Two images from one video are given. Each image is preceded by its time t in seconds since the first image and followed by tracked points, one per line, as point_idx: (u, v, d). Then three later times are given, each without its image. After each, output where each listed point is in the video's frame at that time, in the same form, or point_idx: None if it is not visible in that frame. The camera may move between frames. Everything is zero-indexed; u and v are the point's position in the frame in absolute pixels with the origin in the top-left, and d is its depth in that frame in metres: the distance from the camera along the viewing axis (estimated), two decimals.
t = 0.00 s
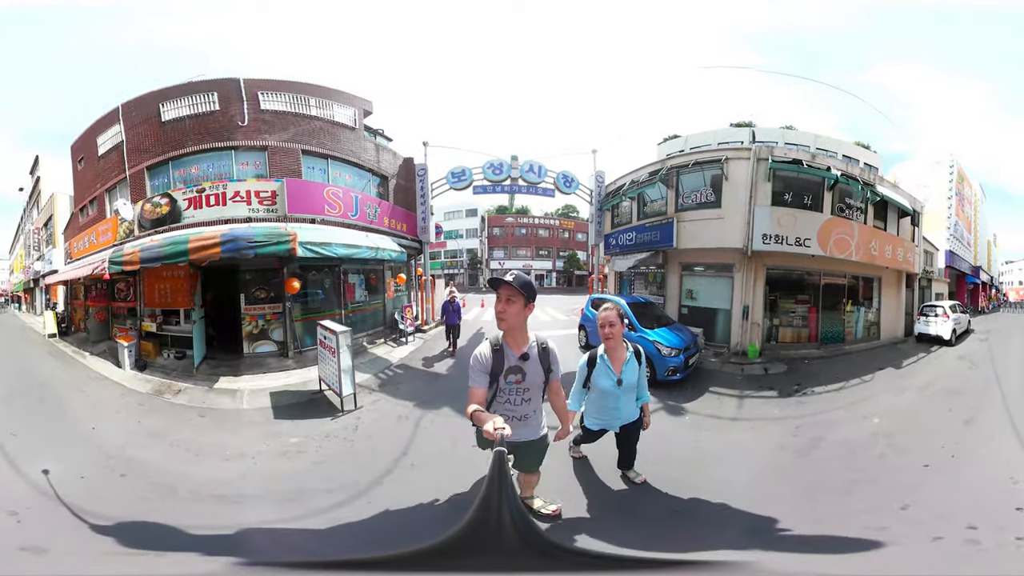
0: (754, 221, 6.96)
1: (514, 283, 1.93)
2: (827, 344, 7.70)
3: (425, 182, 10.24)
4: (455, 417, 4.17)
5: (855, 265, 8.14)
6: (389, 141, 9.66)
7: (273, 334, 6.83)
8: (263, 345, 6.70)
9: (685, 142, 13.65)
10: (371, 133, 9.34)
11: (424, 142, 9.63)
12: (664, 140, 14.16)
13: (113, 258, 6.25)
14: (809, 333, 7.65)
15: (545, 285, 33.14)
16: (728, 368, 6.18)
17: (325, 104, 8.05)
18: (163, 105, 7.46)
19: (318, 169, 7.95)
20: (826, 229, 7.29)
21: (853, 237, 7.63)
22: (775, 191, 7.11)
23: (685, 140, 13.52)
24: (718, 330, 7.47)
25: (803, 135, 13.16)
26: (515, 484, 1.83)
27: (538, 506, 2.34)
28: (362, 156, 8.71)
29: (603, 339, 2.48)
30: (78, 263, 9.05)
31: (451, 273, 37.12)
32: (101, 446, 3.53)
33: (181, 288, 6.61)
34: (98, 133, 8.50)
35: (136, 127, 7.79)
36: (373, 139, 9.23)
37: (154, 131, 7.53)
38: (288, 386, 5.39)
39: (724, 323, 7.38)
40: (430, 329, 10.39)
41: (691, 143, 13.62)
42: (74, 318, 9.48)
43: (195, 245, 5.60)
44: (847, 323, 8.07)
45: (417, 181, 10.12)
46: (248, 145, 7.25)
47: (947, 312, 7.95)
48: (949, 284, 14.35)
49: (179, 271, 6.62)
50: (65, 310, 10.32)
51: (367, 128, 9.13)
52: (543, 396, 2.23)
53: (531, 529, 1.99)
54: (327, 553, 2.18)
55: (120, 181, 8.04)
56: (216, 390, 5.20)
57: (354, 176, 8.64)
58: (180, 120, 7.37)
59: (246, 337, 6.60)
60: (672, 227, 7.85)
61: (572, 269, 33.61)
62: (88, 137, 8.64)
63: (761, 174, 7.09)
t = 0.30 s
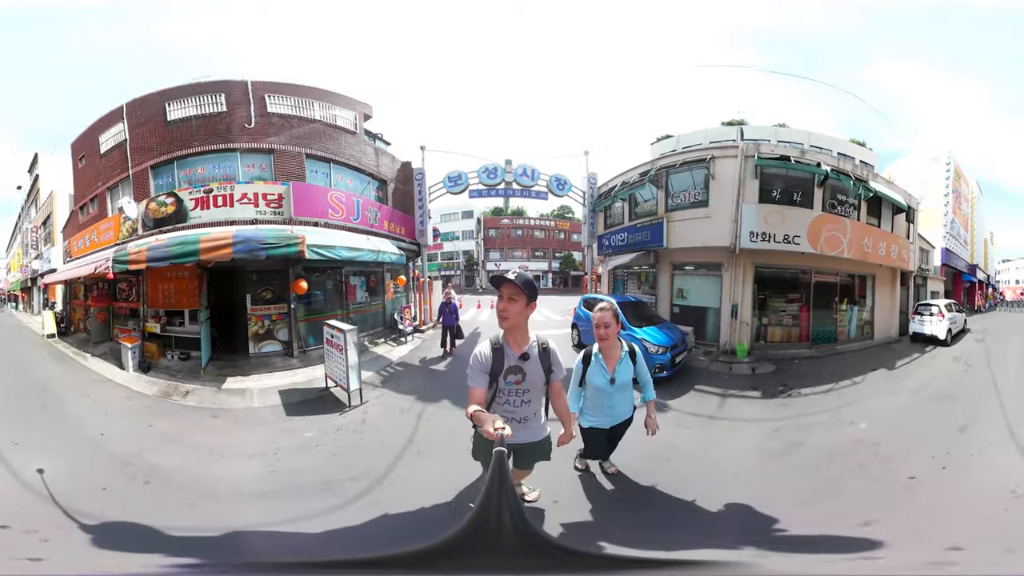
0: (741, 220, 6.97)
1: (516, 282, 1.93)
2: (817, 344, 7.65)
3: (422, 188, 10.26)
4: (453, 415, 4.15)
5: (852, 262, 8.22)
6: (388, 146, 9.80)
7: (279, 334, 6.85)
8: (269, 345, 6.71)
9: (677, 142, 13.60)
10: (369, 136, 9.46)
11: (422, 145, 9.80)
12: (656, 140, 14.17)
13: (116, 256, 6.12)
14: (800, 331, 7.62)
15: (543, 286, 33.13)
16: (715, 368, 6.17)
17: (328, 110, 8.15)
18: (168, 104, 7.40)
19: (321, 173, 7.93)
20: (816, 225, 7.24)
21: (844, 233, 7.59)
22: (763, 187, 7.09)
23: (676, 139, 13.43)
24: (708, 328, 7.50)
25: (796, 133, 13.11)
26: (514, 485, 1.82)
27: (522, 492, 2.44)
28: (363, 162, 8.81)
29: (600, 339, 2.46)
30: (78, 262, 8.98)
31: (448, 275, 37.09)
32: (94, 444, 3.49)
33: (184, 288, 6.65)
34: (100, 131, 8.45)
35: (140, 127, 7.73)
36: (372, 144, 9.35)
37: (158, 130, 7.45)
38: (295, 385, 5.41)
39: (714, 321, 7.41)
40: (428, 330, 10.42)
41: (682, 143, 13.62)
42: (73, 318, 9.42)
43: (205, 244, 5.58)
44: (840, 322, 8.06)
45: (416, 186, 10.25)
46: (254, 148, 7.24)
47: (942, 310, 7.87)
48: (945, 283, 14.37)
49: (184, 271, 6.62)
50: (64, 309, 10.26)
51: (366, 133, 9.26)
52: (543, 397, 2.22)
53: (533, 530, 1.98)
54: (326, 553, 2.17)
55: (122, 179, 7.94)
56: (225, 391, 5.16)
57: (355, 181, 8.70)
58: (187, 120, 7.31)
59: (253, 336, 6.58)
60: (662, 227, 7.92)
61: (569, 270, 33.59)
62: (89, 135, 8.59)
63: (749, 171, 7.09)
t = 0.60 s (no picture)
0: (730, 221, 6.99)
1: (517, 283, 1.93)
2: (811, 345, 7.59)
3: (423, 190, 10.42)
4: (452, 414, 4.14)
5: (849, 262, 8.22)
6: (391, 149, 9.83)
7: (284, 332, 6.93)
8: (274, 343, 6.77)
9: (671, 146, 13.54)
10: (375, 139, 9.49)
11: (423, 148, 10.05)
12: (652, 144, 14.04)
13: (122, 251, 5.96)
14: (792, 333, 7.58)
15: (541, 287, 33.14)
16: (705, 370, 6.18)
17: (334, 112, 8.17)
18: (176, 100, 7.29)
19: (326, 174, 8.02)
20: (807, 223, 7.18)
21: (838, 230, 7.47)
22: (753, 188, 7.09)
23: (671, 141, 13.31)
24: (700, 330, 7.62)
25: (790, 133, 13.05)
26: (514, 485, 1.82)
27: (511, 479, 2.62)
28: (366, 164, 8.84)
29: (596, 343, 2.45)
30: (77, 259, 8.92)
31: (447, 276, 37.11)
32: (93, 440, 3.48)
33: (190, 287, 6.61)
34: (101, 126, 8.37)
35: (145, 122, 7.62)
36: (376, 146, 9.41)
37: (164, 126, 7.37)
38: (301, 382, 5.47)
39: (706, 323, 7.52)
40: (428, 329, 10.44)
41: (677, 146, 13.57)
42: (72, 316, 9.36)
43: (217, 240, 5.54)
44: (833, 322, 7.98)
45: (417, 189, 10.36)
46: (265, 146, 7.27)
47: (938, 310, 7.85)
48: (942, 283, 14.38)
49: (189, 269, 6.61)
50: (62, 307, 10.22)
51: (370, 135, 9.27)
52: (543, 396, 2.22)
53: (533, 531, 1.98)
54: (324, 553, 2.17)
55: (124, 175, 7.89)
56: (233, 389, 5.16)
57: (359, 183, 8.78)
58: (195, 117, 7.25)
59: (258, 335, 6.64)
60: (654, 230, 8.09)
61: (566, 273, 33.59)
62: (91, 130, 8.52)
63: (738, 171, 7.12)
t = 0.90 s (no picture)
0: (723, 217, 6.99)
1: (515, 282, 1.92)
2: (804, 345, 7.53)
3: (424, 190, 10.38)
4: (453, 414, 4.13)
5: (847, 261, 8.22)
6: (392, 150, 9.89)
7: (293, 332, 6.97)
8: (284, 343, 6.82)
9: (671, 142, 13.47)
10: (376, 140, 9.52)
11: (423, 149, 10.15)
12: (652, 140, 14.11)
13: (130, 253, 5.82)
14: (785, 332, 7.51)
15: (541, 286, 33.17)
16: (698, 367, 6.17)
17: (335, 114, 8.21)
18: (181, 102, 7.27)
19: (329, 176, 8.11)
20: (802, 221, 7.12)
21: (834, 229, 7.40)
22: (746, 186, 7.13)
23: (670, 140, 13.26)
24: (695, 326, 7.72)
25: (790, 130, 12.99)
26: (515, 484, 1.82)
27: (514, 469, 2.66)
28: (368, 166, 8.90)
29: (593, 338, 2.44)
30: (80, 261, 8.89)
31: (447, 276, 37.12)
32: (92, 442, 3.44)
33: (199, 289, 6.51)
34: (104, 127, 8.34)
35: (148, 123, 7.58)
36: (376, 147, 9.44)
37: (169, 128, 7.34)
38: (311, 381, 5.53)
39: (700, 319, 7.60)
40: (431, 326, 10.49)
41: (677, 143, 13.52)
42: (75, 320, 9.25)
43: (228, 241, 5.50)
44: (829, 322, 7.96)
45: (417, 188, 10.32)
46: (267, 148, 7.29)
47: (936, 313, 7.82)
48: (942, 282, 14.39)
49: (197, 271, 6.52)
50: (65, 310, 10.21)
51: (371, 136, 9.30)
52: (544, 396, 2.22)
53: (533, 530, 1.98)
54: (322, 553, 2.16)
55: (129, 176, 7.89)
56: (247, 391, 5.13)
57: (362, 183, 8.87)
58: (201, 118, 7.22)
59: (268, 335, 6.64)
60: (650, 227, 8.14)
61: (566, 270, 33.56)
62: (93, 132, 8.50)
63: (732, 170, 7.12)
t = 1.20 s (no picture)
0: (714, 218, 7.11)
1: (515, 282, 1.92)
2: (797, 345, 7.44)
3: (425, 191, 10.37)
4: (453, 414, 4.09)
5: (844, 262, 8.18)
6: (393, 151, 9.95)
7: (300, 333, 7.03)
8: (292, 343, 6.86)
9: (670, 142, 13.44)
10: (378, 143, 9.58)
11: (424, 152, 10.23)
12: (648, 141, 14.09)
13: (135, 256, 5.57)
14: (778, 332, 7.46)
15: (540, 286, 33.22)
16: (690, 366, 6.20)
17: (338, 117, 8.27)
18: (187, 102, 7.20)
19: (333, 178, 8.12)
20: (792, 221, 7.10)
21: (827, 227, 7.35)
22: (737, 186, 7.18)
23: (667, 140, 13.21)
24: (689, 324, 7.87)
25: (788, 130, 12.96)
26: (514, 484, 1.83)
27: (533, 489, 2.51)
28: (371, 168, 8.97)
29: (590, 340, 2.43)
30: (81, 261, 8.80)
31: (447, 276, 37.17)
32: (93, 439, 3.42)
33: (208, 291, 6.50)
34: (107, 126, 8.22)
35: (153, 122, 7.46)
36: (378, 149, 9.49)
37: (174, 127, 7.24)
38: (319, 380, 5.61)
39: (693, 319, 7.75)
40: (432, 326, 10.52)
41: (675, 142, 13.56)
42: (74, 323, 9.01)
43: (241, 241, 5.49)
44: (822, 322, 7.82)
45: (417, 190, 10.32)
46: (273, 150, 7.31)
47: (932, 315, 7.77)
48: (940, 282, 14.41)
49: (205, 272, 6.50)
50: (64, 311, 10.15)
51: (373, 139, 9.36)
52: (543, 397, 2.21)
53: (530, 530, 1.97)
54: (320, 553, 2.16)
55: (132, 176, 7.76)
56: (260, 391, 5.11)
57: (365, 185, 8.92)
58: (207, 119, 7.17)
59: (277, 336, 6.67)
60: (646, 228, 8.45)
61: (565, 269, 33.55)
62: (97, 131, 8.39)
63: (724, 170, 7.22)
